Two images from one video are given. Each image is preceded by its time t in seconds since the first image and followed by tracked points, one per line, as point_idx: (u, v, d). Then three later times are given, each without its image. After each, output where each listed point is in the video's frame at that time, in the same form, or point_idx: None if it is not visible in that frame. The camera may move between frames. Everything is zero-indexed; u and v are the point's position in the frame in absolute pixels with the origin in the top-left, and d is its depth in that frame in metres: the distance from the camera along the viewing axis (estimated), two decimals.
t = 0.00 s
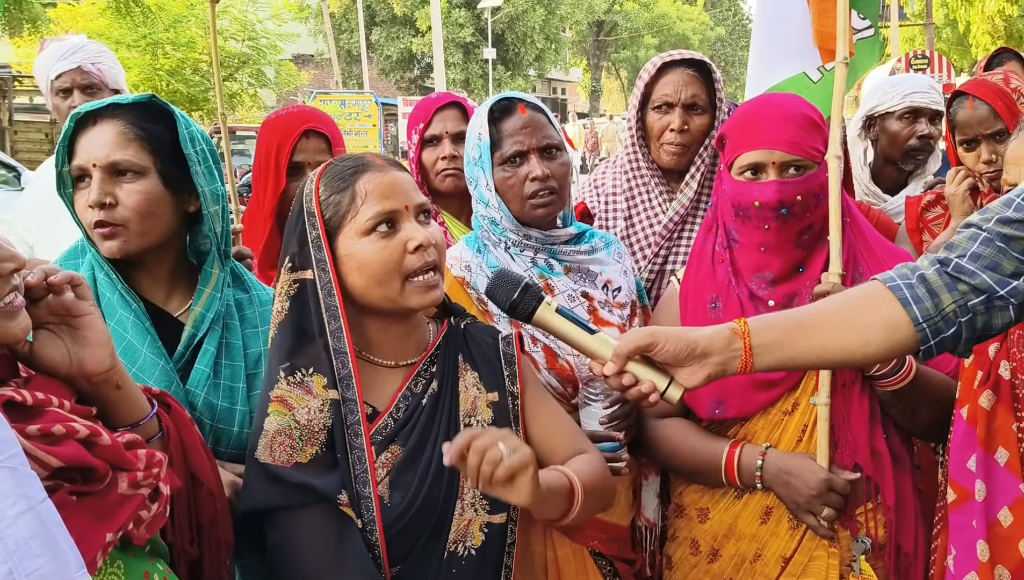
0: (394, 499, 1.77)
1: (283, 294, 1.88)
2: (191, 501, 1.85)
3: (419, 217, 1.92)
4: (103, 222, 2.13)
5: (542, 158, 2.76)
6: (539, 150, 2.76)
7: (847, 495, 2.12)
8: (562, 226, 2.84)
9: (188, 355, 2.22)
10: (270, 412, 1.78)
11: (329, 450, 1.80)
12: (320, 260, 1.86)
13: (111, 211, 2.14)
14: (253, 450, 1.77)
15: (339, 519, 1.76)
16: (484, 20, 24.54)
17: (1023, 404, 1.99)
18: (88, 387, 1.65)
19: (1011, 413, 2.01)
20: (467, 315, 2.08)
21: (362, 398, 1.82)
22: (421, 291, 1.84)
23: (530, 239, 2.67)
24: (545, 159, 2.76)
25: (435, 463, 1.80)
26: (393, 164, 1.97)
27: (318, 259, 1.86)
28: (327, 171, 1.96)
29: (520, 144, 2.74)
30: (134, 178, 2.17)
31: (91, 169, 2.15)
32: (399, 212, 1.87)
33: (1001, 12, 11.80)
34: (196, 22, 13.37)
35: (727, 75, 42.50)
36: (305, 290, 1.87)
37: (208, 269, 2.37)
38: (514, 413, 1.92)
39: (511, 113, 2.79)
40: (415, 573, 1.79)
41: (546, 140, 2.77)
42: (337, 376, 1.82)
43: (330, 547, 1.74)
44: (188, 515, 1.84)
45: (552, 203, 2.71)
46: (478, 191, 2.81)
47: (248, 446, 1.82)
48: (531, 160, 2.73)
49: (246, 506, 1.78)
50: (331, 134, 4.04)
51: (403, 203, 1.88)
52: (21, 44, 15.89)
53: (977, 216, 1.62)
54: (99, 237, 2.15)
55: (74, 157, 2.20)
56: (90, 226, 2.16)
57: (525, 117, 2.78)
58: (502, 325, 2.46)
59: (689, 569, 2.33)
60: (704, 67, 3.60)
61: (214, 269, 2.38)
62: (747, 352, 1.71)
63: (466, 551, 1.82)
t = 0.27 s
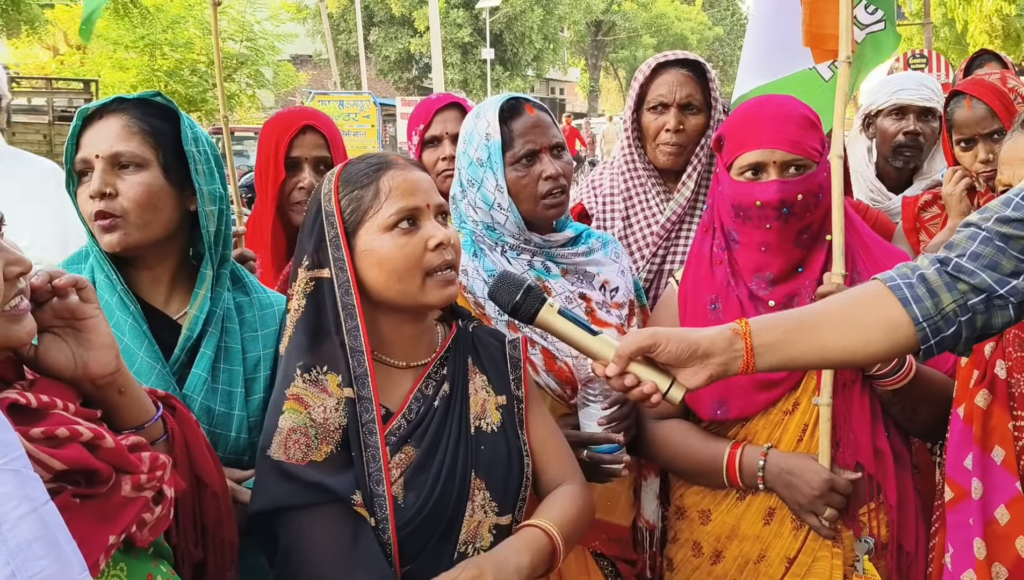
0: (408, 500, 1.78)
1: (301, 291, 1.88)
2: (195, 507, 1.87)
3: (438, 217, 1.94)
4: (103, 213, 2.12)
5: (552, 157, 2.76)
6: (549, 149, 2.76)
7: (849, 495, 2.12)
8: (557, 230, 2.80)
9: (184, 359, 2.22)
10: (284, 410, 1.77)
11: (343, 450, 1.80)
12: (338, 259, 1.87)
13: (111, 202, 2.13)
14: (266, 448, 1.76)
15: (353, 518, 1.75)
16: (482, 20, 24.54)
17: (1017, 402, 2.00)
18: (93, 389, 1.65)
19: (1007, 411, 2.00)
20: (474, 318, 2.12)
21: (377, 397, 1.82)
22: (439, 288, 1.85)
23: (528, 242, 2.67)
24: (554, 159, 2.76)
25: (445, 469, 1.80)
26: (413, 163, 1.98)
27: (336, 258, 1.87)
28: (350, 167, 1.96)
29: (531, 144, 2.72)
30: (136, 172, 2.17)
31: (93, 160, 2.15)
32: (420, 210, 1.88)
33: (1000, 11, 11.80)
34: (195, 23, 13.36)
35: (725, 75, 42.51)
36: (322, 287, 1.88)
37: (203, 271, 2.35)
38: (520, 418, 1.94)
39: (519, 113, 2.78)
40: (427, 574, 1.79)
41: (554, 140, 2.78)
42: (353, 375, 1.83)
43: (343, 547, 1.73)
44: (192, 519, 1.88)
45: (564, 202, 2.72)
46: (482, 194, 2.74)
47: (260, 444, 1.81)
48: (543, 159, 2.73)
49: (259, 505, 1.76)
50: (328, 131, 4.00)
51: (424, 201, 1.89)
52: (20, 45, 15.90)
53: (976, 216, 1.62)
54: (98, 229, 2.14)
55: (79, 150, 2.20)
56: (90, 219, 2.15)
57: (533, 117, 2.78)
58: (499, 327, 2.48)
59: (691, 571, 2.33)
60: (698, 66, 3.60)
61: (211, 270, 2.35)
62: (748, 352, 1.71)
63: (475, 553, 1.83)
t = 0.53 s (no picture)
0: (407, 497, 1.79)
1: (298, 290, 1.88)
2: (195, 496, 1.89)
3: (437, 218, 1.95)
4: (104, 212, 2.13)
5: (543, 158, 2.76)
6: (540, 150, 2.76)
7: (846, 492, 2.13)
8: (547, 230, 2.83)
9: (177, 359, 2.23)
10: (282, 408, 1.79)
11: (340, 448, 1.81)
12: (337, 257, 1.88)
13: (107, 202, 2.13)
14: (263, 446, 1.78)
15: (349, 516, 1.76)
16: (478, 21, 24.56)
17: (1009, 401, 2.02)
18: (80, 386, 1.65)
19: (1000, 410, 2.02)
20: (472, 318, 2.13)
21: (375, 395, 1.83)
22: (438, 285, 1.86)
23: (519, 243, 2.67)
24: (546, 159, 2.77)
25: (442, 468, 1.81)
26: (411, 163, 1.99)
27: (335, 256, 1.88)
28: (347, 167, 1.97)
29: (523, 145, 2.72)
30: (129, 172, 2.17)
31: (87, 162, 2.15)
32: (420, 209, 1.89)
33: (993, 12, 11.83)
34: (190, 24, 13.35)
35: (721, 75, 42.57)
36: (321, 286, 1.89)
37: (194, 269, 2.33)
38: (517, 417, 1.95)
39: (510, 114, 2.77)
40: (425, 572, 1.79)
41: (544, 141, 2.78)
42: (350, 373, 1.83)
43: (343, 546, 1.74)
44: (192, 508, 1.88)
45: (555, 202, 2.73)
46: (474, 196, 2.73)
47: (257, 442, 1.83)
48: (534, 160, 2.73)
49: (257, 502, 1.77)
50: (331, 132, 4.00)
51: (424, 201, 1.91)
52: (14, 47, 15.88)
53: (971, 216, 1.62)
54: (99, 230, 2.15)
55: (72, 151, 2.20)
56: (87, 220, 2.16)
57: (524, 118, 2.78)
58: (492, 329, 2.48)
59: (688, 571, 2.33)
60: (685, 66, 3.61)
61: (200, 269, 2.34)
62: (743, 351, 1.72)
63: (473, 550, 1.83)
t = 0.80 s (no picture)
0: (402, 499, 1.79)
1: (293, 294, 1.88)
2: (192, 497, 1.89)
3: (431, 218, 1.95)
4: (93, 218, 2.13)
5: (538, 161, 2.76)
6: (534, 152, 2.76)
7: (846, 493, 2.13)
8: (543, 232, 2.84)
9: (177, 359, 2.22)
10: (275, 412, 1.78)
11: (334, 451, 1.80)
12: (332, 260, 1.87)
13: (97, 208, 2.13)
14: (257, 449, 1.77)
15: (345, 521, 1.74)
16: (474, 22, 24.57)
17: (1003, 403, 2.02)
18: (80, 388, 1.65)
19: (994, 411, 2.03)
20: (468, 319, 2.14)
21: (370, 399, 1.82)
22: (434, 286, 1.87)
23: (513, 247, 2.69)
24: (540, 161, 2.77)
25: (439, 466, 1.82)
26: (404, 164, 1.98)
27: (329, 259, 1.87)
28: (341, 169, 1.97)
29: (518, 148, 2.72)
30: (120, 175, 2.17)
31: (77, 168, 2.14)
32: (415, 211, 1.90)
33: (989, 14, 11.87)
34: (186, 26, 13.32)
35: (717, 77, 42.65)
36: (315, 289, 1.88)
37: (191, 270, 2.34)
38: (513, 420, 1.96)
39: (504, 117, 2.76)
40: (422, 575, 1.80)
41: (538, 143, 2.78)
42: (345, 376, 1.83)
43: (337, 547, 1.72)
44: (191, 507, 1.89)
45: (550, 204, 2.73)
46: (468, 198, 2.72)
47: (251, 444, 1.82)
48: (529, 163, 2.73)
49: (252, 505, 1.76)
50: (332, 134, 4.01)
51: (418, 202, 1.91)
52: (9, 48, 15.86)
53: (972, 220, 1.63)
54: (87, 234, 2.15)
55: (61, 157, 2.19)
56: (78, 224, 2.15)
57: (518, 120, 2.76)
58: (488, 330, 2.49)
59: (687, 573, 2.33)
60: (675, 66, 3.62)
61: (198, 269, 2.34)
62: (750, 355, 1.72)
63: (471, 554, 1.84)
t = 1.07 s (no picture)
0: (400, 502, 1.79)
1: (286, 301, 1.88)
2: (192, 504, 1.89)
3: (424, 218, 1.95)
4: (93, 222, 2.12)
5: (537, 162, 2.76)
6: (534, 154, 2.76)
7: (846, 494, 2.14)
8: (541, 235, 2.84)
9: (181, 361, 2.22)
10: (270, 417, 1.79)
11: (331, 454, 1.80)
12: (324, 265, 1.87)
13: (98, 213, 2.12)
14: (253, 456, 1.77)
15: (343, 525, 1.75)
16: (470, 23, 24.57)
17: (999, 404, 2.01)
18: (87, 394, 1.66)
19: (990, 411, 2.02)
20: (463, 320, 2.15)
21: (367, 403, 1.83)
22: (429, 287, 1.87)
23: (512, 247, 2.69)
24: (539, 164, 2.76)
25: (438, 468, 1.82)
26: (393, 166, 1.98)
27: (321, 264, 1.88)
28: (332, 173, 1.96)
29: (517, 151, 2.71)
30: (122, 181, 2.17)
31: (77, 172, 2.14)
32: (407, 213, 1.90)
33: (984, 15, 11.89)
34: (182, 27, 13.29)
35: (713, 78, 42.71)
36: (308, 295, 1.88)
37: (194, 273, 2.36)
38: (511, 422, 1.96)
39: (503, 119, 2.75)
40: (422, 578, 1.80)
41: (537, 145, 2.78)
42: (341, 380, 1.83)
43: (331, 552, 1.73)
44: (189, 517, 1.88)
45: (549, 207, 2.73)
46: (467, 200, 2.73)
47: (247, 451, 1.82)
48: (528, 165, 2.73)
49: (248, 511, 1.76)
50: (325, 130, 4.03)
51: (411, 204, 1.91)
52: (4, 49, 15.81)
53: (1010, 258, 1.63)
54: (85, 238, 2.13)
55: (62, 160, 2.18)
56: (76, 228, 2.14)
57: (516, 123, 2.76)
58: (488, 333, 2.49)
59: (687, 576, 2.33)
60: (670, 69, 3.61)
61: (200, 274, 2.37)
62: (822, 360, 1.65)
63: (469, 556, 1.85)
